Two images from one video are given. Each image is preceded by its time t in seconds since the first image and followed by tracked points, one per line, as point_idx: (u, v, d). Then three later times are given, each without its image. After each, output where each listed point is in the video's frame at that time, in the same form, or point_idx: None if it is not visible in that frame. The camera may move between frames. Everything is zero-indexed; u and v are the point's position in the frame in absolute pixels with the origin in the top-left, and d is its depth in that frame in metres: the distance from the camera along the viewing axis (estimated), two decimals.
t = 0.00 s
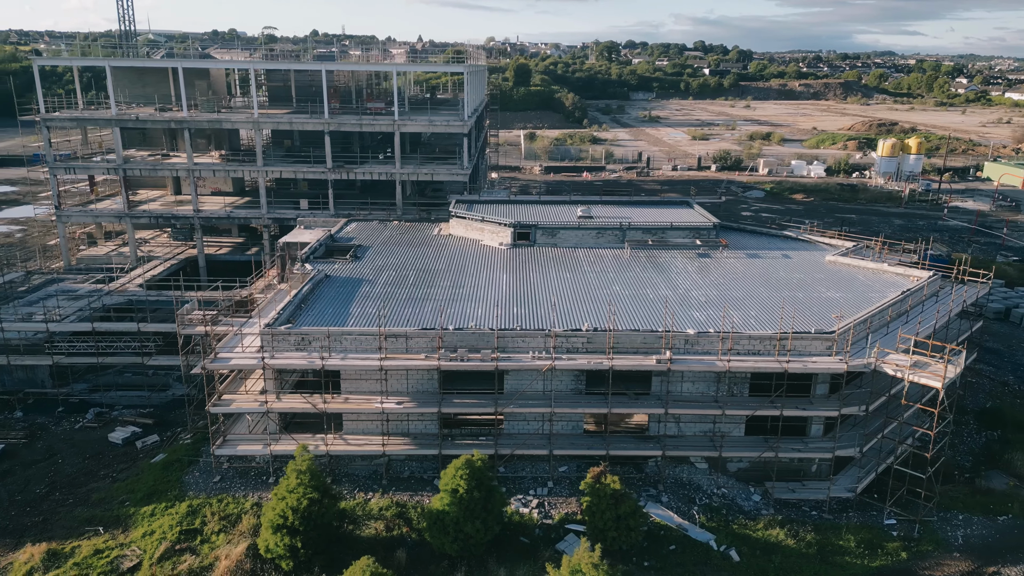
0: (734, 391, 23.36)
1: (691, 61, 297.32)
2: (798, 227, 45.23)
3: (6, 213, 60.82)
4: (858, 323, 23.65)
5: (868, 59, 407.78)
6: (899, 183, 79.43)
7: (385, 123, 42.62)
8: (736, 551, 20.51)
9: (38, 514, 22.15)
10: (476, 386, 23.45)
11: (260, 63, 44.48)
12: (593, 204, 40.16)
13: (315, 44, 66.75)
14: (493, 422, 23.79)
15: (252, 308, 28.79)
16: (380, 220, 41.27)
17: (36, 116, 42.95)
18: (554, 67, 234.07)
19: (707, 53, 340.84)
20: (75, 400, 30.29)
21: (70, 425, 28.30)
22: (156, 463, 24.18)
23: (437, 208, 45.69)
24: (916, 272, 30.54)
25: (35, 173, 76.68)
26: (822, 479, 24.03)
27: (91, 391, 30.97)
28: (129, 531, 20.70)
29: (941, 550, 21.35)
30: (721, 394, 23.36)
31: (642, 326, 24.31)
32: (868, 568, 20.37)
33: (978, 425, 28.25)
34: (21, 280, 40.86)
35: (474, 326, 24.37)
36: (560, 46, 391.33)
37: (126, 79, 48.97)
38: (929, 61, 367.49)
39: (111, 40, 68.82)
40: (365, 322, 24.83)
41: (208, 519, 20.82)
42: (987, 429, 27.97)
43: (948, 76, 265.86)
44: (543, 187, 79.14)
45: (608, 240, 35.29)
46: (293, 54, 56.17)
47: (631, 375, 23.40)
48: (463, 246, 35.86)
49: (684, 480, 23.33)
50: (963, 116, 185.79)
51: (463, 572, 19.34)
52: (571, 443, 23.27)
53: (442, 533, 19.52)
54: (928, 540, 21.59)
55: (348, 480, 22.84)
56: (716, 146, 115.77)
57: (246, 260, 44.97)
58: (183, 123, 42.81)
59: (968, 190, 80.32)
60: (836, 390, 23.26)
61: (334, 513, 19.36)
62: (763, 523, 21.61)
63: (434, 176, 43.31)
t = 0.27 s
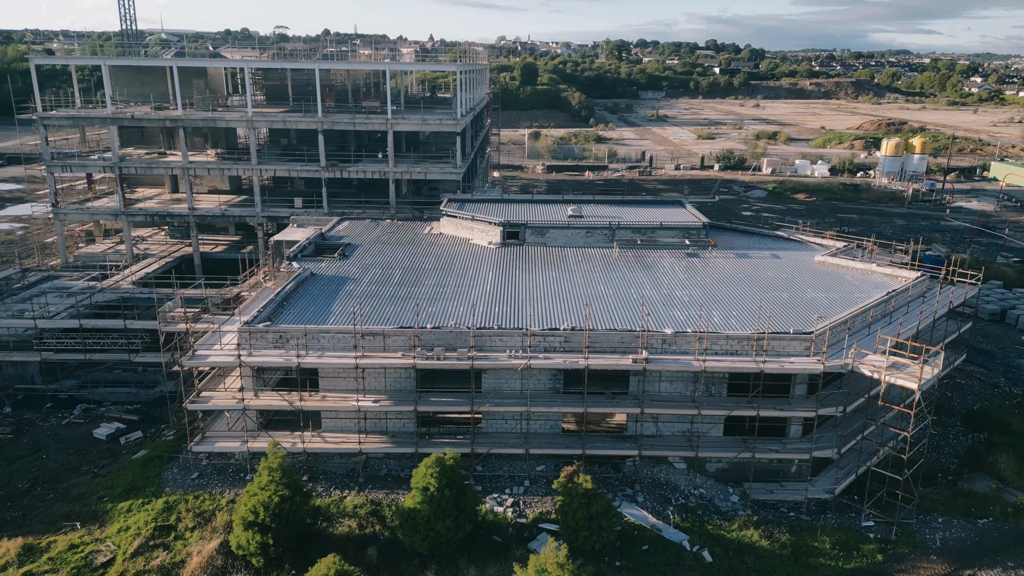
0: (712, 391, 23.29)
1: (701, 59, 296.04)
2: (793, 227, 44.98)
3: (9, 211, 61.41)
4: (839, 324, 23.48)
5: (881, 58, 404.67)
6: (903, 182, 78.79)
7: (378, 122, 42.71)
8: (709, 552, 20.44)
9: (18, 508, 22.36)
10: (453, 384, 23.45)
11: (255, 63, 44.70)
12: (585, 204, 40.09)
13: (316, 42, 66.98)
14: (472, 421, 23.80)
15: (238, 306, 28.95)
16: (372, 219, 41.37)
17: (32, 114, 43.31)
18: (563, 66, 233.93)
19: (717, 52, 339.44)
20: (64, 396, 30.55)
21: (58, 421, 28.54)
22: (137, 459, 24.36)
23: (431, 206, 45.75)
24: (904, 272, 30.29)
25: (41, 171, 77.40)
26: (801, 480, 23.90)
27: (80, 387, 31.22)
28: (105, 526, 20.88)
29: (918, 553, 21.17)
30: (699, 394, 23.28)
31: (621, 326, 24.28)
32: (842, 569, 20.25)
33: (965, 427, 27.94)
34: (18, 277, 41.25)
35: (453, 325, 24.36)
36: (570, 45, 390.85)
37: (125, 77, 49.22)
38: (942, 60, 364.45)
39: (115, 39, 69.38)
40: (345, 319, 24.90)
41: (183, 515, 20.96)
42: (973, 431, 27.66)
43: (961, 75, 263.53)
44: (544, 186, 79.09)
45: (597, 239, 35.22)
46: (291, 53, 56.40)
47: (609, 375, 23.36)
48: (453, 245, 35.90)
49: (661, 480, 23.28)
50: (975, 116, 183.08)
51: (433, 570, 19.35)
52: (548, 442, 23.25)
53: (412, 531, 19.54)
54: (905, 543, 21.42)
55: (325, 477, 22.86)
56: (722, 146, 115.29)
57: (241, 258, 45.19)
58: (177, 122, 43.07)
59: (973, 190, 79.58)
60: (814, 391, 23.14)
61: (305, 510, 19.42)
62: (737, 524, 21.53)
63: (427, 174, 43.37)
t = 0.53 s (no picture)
0: (692, 391, 23.24)
1: (710, 59, 295.16)
2: (789, 228, 44.82)
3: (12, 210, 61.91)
4: (820, 324, 23.38)
5: (892, 58, 402.19)
6: (906, 183, 78.24)
7: (372, 122, 42.83)
8: (685, 552, 20.41)
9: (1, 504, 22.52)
10: (433, 383, 23.48)
11: (250, 63, 44.96)
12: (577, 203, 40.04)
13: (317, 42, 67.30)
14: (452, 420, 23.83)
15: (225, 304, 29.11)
16: (366, 218, 41.49)
17: (29, 114, 43.66)
18: (570, 66, 233.69)
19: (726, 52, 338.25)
20: (53, 393, 30.76)
21: (46, 418, 28.73)
22: (120, 456, 24.52)
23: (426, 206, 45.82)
24: (894, 273, 30.11)
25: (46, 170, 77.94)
26: (782, 481, 23.82)
27: (70, 384, 31.41)
28: (85, 522, 21.00)
29: (897, 556, 21.06)
30: (679, 395, 23.24)
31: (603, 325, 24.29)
32: (819, 572, 20.17)
33: (953, 430, 27.74)
34: (15, 275, 41.64)
35: (435, 324, 24.38)
36: (579, 45, 390.61)
37: (124, 76, 49.48)
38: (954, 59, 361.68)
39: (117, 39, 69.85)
40: (327, 318, 24.99)
41: (161, 512, 21.08)
42: (961, 434, 27.45)
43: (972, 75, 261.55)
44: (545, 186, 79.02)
45: (587, 239, 35.20)
46: (290, 53, 56.61)
47: (588, 374, 23.35)
48: (443, 245, 35.95)
49: (641, 481, 23.25)
50: (985, 116, 181.81)
51: (406, 569, 19.38)
52: (528, 442, 23.26)
53: (387, 529, 19.57)
54: (884, 545, 21.32)
55: (305, 475, 22.94)
56: (726, 146, 114.96)
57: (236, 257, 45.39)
58: (173, 121, 43.33)
59: (977, 191, 78.97)
60: (796, 392, 23.04)
61: (280, 508, 19.47)
62: (715, 525, 21.49)
63: (421, 174, 43.44)
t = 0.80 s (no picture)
0: (671, 391, 23.21)
1: (718, 59, 294.20)
2: (783, 228, 44.66)
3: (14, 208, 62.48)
4: (800, 325, 23.30)
5: (901, 57, 399.79)
6: (907, 183, 77.77)
7: (364, 121, 42.98)
8: (658, 552, 20.39)
9: None
10: (412, 382, 23.50)
11: (245, 62, 45.19)
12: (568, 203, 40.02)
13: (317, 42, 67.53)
14: (432, 419, 23.84)
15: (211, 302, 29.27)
16: (358, 217, 41.61)
17: (25, 113, 43.99)
18: (576, 66, 233.65)
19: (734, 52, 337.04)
20: (43, 390, 31.00)
21: (34, 415, 28.97)
22: (103, 453, 24.70)
23: (419, 205, 45.92)
24: (881, 274, 29.97)
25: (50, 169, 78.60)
26: (761, 482, 23.75)
27: (60, 381, 31.64)
28: (62, 519, 21.16)
29: (873, 558, 20.97)
30: (658, 395, 23.22)
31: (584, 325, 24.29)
32: (793, 572, 20.11)
33: (938, 431, 27.57)
34: (11, 273, 42.00)
35: (415, 323, 24.40)
36: (587, 45, 390.30)
37: (121, 76, 49.73)
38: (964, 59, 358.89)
39: (119, 39, 70.31)
40: (308, 316, 25.08)
41: (138, 509, 21.21)
42: (946, 436, 27.29)
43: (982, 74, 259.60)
44: (544, 185, 79.07)
45: (576, 239, 35.18)
46: (287, 52, 56.82)
47: (567, 374, 23.33)
48: (432, 244, 36.02)
49: (619, 480, 23.23)
50: (994, 116, 181.00)
51: (379, 567, 19.42)
52: (506, 441, 23.26)
53: (360, 528, 19.62)
54: (861, 547, 21.22)
55: (284, 473, 23.02)
56: (729, 146, 114.64)
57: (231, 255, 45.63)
58: (167, 120, 43.66)
59: (980, 192, 78.43)
60: (774, 393, 22.98)
61: (253, 506, 19.57)
62: (690, 525, 21.46)
63: (414, 173, 43.56)
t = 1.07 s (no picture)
0: (649, 391, 23.19)
1: (725, 59, 293.41)
2: (776, 228, 44.50)
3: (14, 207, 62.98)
4: (780, 324, 23.19)
5: (910, 58, 397.64)
6: (908, 184, 77.30)
7: (356, 121, 43.09)
8: (631, 552, 20.38)
9: None
10: (390, 381, 23.52)
11: (238, 62, 45.46)
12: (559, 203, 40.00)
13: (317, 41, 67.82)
14: (411, 419, 23.85)
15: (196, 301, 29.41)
16: (349, 217, 41.73)
17: (21, 112, 44.40)
18: (582, 66, 233.63)
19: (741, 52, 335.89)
20: (31, 387, 31.24)
21: (20, 412, 29.20)
22: (85, 450, 24.86)
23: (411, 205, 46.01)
24: (867, 274, 29.82)
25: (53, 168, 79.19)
26: (740, 482, 23.68)
27: (49, 378, 31.86)
28: (40, 515, 21.32)
29: (848, 559, 20.90)
30: (636, 394, 23.18)
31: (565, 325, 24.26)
32: (766, 573, 20.07)
33: (923, 432, 27.40)
34: (6, 271, 42.35)
35: (395, 322, 24.41)
36: (594, 45, 390.03)
37: (118, 75, 50.06)
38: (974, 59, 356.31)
39: (121, 38, 70.73)
40: (289, 314, 25.15)
41: (115, 506, 21.34)
42: (930, 437, 27.12)
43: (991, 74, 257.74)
44: (543, 185, 79.10)
45: (564, 238, 35.15)
46: (284, 52, 57.01)
47: (544, 373, 23.32)
48: (420, 243, 36.09)
49: (596, 480, 23.22)
50: (1002, 116, 180.44)
51: (351, 565, 19.47)
52: (483, 440, 23.27)
53: (333, 525, 19.67)
54: (836, 548, 21.16)
55: (262, 471, 23.08)
56: (732, 146, 114.31)
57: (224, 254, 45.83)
58: (161, 120, 44.00)
59: (982, 192, 77.90)
60: (753, 394, 22.91)
61: (226, 503, 19.67)
62: (665, 525, 21.43)
63: (406, 173, 43.66)
